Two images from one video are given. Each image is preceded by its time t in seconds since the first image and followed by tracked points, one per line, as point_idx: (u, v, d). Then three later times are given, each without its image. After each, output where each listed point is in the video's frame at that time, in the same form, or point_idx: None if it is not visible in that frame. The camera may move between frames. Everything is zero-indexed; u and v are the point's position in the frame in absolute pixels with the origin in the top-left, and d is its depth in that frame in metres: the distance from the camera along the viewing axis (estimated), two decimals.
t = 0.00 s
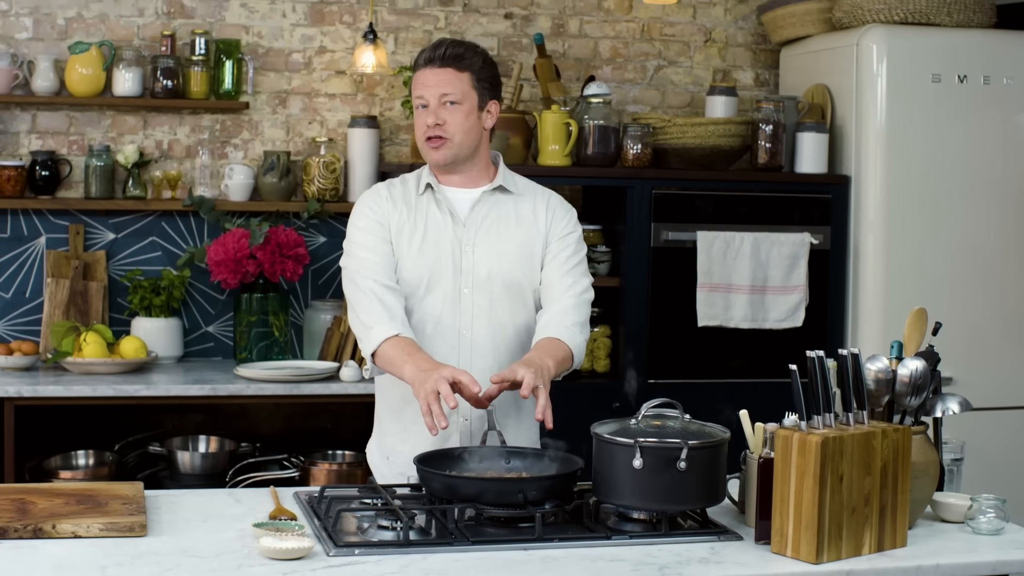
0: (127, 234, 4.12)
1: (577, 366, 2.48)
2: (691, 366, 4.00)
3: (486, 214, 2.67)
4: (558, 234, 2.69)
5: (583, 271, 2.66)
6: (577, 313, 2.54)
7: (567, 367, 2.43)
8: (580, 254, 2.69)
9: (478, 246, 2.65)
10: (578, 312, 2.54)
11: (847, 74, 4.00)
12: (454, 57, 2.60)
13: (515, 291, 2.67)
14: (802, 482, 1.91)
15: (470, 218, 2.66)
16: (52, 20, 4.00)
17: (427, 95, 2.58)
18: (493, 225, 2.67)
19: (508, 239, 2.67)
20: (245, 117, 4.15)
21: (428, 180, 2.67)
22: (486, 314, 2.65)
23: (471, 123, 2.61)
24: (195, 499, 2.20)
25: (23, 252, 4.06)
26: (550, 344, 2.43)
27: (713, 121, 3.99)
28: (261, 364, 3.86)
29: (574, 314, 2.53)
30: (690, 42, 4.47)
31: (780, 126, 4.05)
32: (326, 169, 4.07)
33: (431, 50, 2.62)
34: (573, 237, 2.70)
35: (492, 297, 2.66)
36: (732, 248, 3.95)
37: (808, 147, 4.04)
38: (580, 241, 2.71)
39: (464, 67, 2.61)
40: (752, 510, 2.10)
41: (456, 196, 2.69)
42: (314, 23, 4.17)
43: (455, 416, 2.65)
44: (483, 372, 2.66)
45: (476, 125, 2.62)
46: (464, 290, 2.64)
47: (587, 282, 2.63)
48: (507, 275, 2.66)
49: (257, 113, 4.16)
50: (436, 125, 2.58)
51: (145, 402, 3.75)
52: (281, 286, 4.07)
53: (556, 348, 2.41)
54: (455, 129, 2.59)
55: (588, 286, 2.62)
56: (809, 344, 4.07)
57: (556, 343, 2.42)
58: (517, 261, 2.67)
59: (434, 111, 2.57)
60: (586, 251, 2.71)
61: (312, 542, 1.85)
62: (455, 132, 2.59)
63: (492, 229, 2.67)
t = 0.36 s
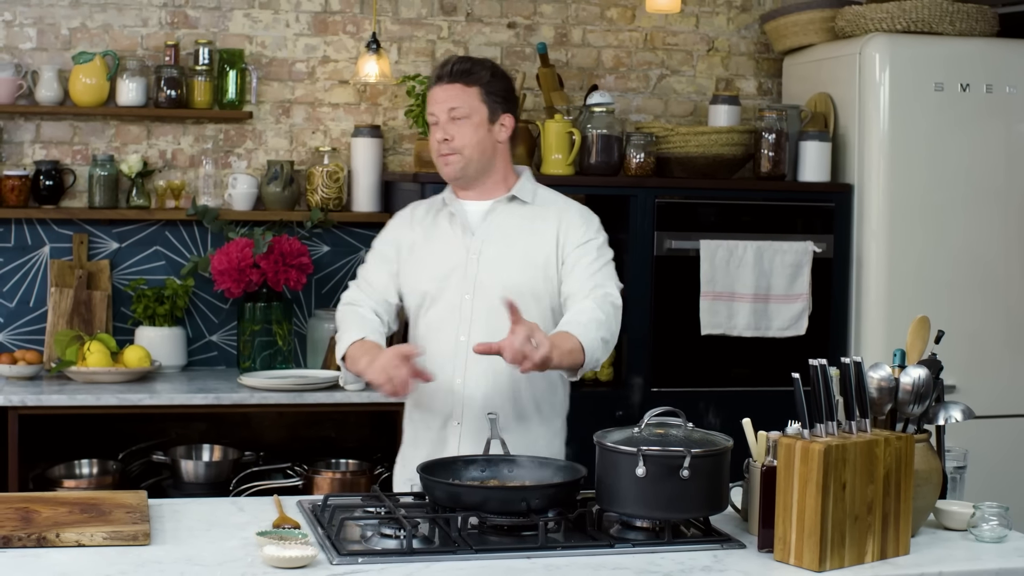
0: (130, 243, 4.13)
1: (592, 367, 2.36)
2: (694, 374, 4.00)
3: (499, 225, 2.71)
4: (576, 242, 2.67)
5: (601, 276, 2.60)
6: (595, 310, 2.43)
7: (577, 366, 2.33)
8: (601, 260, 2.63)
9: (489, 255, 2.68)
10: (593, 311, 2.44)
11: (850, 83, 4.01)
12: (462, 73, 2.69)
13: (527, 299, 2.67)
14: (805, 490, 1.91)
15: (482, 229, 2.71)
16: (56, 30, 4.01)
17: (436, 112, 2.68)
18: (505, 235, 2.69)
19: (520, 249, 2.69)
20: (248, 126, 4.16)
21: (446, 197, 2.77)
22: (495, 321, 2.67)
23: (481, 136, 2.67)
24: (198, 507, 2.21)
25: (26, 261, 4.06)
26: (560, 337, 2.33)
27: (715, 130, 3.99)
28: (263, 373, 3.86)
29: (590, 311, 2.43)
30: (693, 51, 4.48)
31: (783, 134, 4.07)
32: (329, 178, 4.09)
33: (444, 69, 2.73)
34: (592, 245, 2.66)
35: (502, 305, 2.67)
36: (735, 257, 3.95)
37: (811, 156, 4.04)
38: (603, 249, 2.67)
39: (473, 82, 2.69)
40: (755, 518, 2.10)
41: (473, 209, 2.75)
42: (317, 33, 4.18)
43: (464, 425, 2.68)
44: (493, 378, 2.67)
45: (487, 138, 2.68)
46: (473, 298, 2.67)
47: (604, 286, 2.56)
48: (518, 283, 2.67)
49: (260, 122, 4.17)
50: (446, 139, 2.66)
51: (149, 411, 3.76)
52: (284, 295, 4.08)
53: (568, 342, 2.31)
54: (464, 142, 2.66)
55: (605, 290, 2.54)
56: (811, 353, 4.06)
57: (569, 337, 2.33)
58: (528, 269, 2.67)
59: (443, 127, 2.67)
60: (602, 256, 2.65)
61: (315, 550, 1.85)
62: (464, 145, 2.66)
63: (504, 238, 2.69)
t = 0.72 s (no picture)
0: (118, 242, 4.11)
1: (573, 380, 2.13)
2: (682, 372, 4.01)
3: (530, 235, 2.69)
4: (572, 246, 2.41)
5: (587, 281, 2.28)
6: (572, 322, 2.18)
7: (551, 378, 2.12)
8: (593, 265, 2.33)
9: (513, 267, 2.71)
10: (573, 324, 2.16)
11: (838, 82, 4.02)
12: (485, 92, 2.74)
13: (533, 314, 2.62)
14: (792, 487, 1.91)
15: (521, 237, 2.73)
16: (44, 28, 4.00)
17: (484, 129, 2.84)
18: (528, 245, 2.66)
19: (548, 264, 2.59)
20: (236, 125, 4.15)
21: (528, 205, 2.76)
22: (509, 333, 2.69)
23: (498, 155, 2.74)
24: (186, 505, 2.20)
25: (14, 259, 4.05)
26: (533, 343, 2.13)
27: (703, 129, 4.00)
28: (251, 372, 3.86)
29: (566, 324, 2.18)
30: (681, 50, 4.49)
31: (771, 133, 4.08)
32: (317, 176, 4.08)
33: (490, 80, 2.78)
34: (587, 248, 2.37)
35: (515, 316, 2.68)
36: (722, 255, 3.95)
37: (799, 155, 4.05)
38: (604, 255, 2.35)
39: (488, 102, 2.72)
40: (741, 516, 2.11)
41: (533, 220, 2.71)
42: (306, 32, 4.18)
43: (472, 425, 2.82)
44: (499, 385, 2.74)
45: (500, 156, 2.73)
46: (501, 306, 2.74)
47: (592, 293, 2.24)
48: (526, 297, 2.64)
49: (248, 121, 4.16)
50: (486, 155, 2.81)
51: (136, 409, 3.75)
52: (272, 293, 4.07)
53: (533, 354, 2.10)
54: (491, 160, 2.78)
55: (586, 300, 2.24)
56: (799, 351, 4.07)
57: (537, 345, 2.12)
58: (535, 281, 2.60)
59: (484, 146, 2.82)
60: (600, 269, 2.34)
61: (303, 548, 1.85)
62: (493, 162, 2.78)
63: (527, 249, 2.67)
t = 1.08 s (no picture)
0: (98, 234, 4.09)
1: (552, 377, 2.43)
2: (661, 365, 4.02)
3: (517, 221, 2.87)
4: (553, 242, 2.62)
5: (563, 275, 2.55)
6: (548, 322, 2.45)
7: (531, 381, 2.42)
8: (568, 258, 2.57)
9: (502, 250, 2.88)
10: (548, 326, 2.44)
11: (818, 76, 4.03)
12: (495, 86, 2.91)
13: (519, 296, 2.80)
14: (770, 480, 1.92)
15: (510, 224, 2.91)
16: (23, 20, 3.97)
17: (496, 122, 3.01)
18: (513, 231, 2.84)
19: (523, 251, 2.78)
20: (216, 117, 4.13)
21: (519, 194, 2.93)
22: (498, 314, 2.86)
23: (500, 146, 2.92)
24: (166, 498, 2.20)
25: None
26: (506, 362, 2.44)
27: (683, 122, 4.02)
28: (230, 364, 3.85)
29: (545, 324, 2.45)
30: (661, 44, 4.49)
31: (752, 127, 4.09)
32: (298, 169, 4.07)
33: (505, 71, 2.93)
34: (562, 243, 2.61)
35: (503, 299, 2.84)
36: (702, 248, 3.96)
37: (779, 149, 4.07)
38: (577, 245, 2.59)
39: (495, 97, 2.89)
40: (720, 508, 2.12)
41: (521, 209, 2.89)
42: (286, 24, 4.16)
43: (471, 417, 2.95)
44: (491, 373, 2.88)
45: (503, 151, 2.90)
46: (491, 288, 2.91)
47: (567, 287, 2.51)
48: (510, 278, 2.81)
49: (228, 113, 4.14)
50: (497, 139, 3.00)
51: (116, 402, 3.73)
52: (252, 286, 4.06)
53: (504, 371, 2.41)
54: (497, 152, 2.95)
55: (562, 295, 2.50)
56: (778, 344, 4.09)
57: (510, 361, 2.42)
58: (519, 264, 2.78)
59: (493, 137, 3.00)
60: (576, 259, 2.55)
61: (282, 540, 1.85)
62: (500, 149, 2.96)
63: (512, 233, 2.84)
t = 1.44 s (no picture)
0: (88, 224, 4.08)
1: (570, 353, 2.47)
2: (653, 355, 4.02)
3: (506, 198, 2.92)
4: (547, 217, 2.68)
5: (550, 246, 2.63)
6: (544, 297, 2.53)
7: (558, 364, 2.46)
8: (553, 227, 2.65)
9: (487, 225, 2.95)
10: (552, 299, 2.51)
11: (810, 67, 4.03)
12: (484, 79, 2.96)
13: (509, 267, 2.86)
14: (763, 470, 1.93)
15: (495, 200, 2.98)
16: (14, 9, 3.95)
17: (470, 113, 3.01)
18: (499, 207, 2.91)
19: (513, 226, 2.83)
20: (207, 107, 4.12)
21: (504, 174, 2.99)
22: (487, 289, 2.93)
23: (501, 131, 2.94)
24: (157, 488, 2.19)
25: None
26: (531, 357, 2.45)
27: (675, 112, 4.01)
28: (221, 354, 3.84)
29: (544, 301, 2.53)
30: (653, 34, 4.49)
31: (743, 118, 4.09)
32: (289, 158, 4.05)
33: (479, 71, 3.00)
34: (546, 213, 2.69)
35: (493, 274, 2.91)
36: (694, 239, 3.96)
37: (771, 140, 4.07)
38: (559, 213, 2.66)
39: (490, 86, 2.94)
40: (713, 499, 2.12)
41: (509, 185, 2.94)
42: (277, 13, 4.15)
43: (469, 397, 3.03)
44: (487, 350, 2.95)
45: (506, 132, 2.94)
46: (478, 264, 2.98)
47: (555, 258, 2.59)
48: (497, 252, 2.87)
49: (219, 103, 4.13)
50: (478, 137, 3.00)
51: (106, 392, 3.72)
52: (243, 276, 4.05)
53: (541, 367, 2.42)
54: (488, 136, 2.96)
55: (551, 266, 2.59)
56: (769, 334, 4.10)
57: (538, 353, 2.44)
58: (508, 241, 2.85)
59: (474, 125, 3.00)
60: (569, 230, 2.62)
61: (274, 530, 1.85)
62: (489, 142, 2.97)
63: (501, 209, 2.90)
